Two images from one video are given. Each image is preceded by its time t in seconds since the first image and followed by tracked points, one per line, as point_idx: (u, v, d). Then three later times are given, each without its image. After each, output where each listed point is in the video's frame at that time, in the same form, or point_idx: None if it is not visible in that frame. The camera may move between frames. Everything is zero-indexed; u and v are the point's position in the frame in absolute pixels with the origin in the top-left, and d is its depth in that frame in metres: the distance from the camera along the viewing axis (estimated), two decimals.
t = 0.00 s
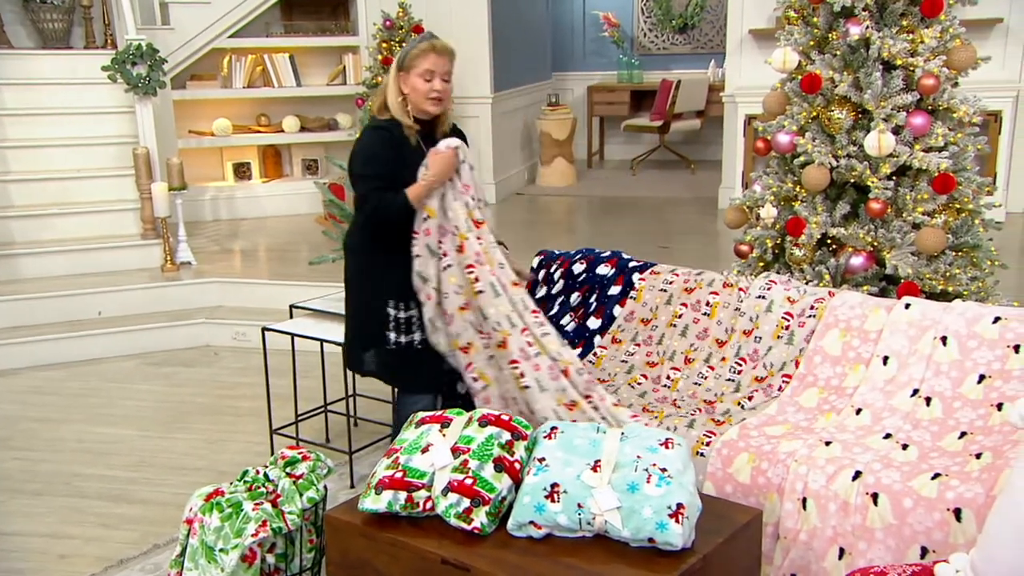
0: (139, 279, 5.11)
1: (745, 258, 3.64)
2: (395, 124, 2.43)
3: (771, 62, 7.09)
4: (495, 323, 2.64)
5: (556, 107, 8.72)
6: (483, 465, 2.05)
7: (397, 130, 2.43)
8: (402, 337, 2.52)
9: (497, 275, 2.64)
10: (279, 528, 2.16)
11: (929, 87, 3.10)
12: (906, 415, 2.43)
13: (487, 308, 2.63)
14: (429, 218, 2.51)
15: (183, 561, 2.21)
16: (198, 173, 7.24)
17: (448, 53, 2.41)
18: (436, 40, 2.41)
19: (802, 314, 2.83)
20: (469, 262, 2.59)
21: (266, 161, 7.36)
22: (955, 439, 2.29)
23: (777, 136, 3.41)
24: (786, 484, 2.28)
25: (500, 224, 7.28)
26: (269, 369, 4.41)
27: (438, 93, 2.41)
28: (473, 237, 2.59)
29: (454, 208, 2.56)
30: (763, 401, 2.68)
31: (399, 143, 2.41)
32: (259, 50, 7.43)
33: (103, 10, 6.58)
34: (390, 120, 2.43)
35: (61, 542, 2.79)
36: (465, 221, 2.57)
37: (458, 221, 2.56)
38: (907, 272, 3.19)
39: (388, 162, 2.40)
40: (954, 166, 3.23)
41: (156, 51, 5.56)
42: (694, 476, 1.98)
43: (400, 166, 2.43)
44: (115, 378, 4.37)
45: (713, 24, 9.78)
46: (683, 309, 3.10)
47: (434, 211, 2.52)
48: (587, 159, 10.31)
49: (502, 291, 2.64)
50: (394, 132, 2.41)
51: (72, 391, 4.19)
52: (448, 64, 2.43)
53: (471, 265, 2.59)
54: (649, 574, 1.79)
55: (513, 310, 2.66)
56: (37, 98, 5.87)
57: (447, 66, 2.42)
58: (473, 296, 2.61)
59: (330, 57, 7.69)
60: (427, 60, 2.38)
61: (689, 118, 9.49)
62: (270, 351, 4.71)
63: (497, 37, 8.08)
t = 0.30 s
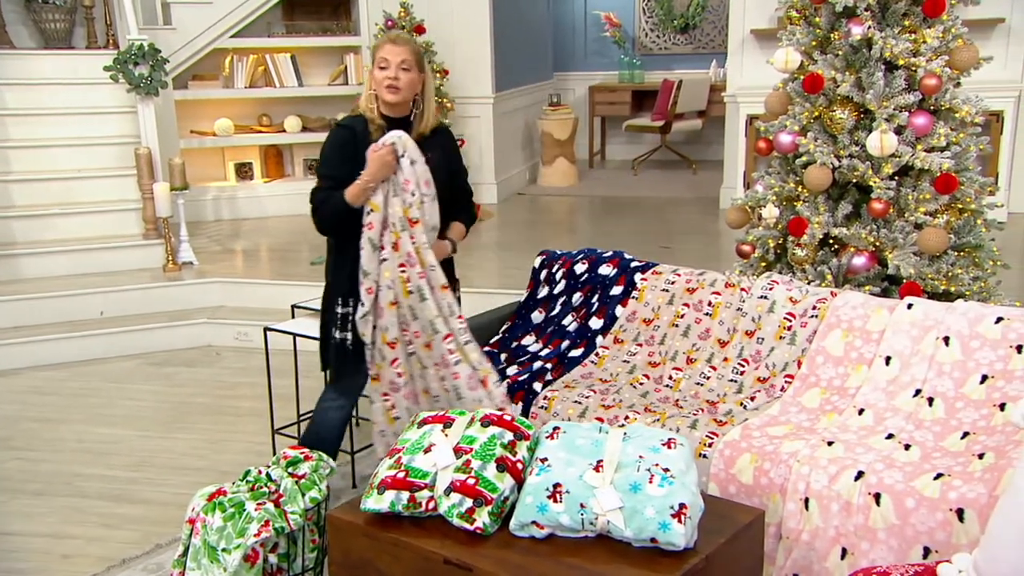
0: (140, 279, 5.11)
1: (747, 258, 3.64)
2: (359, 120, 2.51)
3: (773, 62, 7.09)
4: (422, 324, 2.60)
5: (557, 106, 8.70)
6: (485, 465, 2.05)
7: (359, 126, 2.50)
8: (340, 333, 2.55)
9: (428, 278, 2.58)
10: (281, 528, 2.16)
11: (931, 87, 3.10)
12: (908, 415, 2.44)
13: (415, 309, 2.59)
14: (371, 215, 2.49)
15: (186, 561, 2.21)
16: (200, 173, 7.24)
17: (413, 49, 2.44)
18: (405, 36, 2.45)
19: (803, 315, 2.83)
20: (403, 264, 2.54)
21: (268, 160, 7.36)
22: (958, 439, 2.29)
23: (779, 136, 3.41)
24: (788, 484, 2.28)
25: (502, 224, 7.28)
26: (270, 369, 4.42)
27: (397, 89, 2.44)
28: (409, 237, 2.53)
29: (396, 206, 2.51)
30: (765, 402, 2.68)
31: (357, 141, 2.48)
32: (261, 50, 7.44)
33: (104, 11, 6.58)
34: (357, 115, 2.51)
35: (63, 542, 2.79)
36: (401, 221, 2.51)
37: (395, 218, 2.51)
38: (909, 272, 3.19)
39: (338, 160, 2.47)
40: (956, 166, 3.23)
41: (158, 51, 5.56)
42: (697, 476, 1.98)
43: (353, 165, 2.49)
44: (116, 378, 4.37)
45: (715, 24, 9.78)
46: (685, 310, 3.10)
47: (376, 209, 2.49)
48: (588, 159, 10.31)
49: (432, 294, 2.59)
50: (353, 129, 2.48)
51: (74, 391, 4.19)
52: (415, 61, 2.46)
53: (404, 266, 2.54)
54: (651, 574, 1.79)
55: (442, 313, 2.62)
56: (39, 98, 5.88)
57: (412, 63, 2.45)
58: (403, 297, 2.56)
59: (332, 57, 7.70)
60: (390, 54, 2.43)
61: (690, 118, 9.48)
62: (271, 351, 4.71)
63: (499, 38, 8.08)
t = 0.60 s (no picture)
0: (145, 280, 5.12)
1: (753, 258, 3.64)
2: (320, 123, 2.64)
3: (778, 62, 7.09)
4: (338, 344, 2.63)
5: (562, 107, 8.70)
6: (493, 465, 2.05)
7: (319, 129, 2.63)
8: (310, 335, 2.68)
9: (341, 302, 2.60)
10: (289, 528, 2.17)
11: (939, 87, 3.10)
12: (916, 416, 2.44)
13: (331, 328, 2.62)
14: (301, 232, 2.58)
15: (194, 560, 2.22)
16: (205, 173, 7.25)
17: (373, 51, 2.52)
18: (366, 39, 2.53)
19: (810, 315, 2.82)
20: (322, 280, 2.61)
21: (272, 160, 7.36)
22: (965, 439, 2.30)
23: (785, 136, 3.40)
24: (795, 484, 2.29)
25: (506, 224, 7.29)
26: (276, 369, 4.42)
27: (354, 90, 2.52)
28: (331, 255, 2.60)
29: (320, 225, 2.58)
30: (772, 402, 2.68)
31: (312, 144, 2.61)
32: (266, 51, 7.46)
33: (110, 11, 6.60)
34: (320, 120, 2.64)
35: (70, 541, 2.79)
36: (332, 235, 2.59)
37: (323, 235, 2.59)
38: (916, 272, 3.18)
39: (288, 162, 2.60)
40: (963, 166, 3.23)
41: (164, 51, 5.57)
42: (704, 477, 1.98)
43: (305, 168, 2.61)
44: (122, 378, 4.38)
45: (720, 24, 9.78)
46: (691, 310, 3.10)
47: (301, 224, 2.58)
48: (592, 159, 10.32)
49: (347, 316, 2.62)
50: (309, 133, 2.62)
51: (80, 391, 4.20)
52: (375, 63, 2.54)
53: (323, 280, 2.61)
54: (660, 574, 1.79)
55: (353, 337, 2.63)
56: (46, 98, 5.89)
57: (372, 64, 2.53)
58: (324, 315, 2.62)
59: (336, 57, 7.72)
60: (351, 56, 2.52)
61: (695, 118, 9.48)
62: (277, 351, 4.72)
63: (503, 38, 8.09)
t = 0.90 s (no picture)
0: (155, 279, 5.13)
1: (762, 259, 3.63)
2: (279, 125, 2.65)
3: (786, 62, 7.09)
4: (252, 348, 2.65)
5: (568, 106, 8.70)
6: (504, 465, 2.05)
7: (276, 131, 2.64)
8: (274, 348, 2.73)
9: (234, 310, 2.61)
10: (301, 528, 2.17)
11: (949, 88, 3.09)
12: (927, 417, 2.44)
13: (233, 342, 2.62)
14: (207, 261, 2.58)
15: (206, 560, 2.22)
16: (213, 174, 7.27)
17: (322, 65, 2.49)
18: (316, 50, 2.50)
19: (820, 316, 2.82)
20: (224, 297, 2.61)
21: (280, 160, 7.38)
22: (977, 441, 2.30)
23: (795, 137, 3.40)
24: (806, 485, 2.29)
25: (513, 224, 7.29)
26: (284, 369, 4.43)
27: (305, 100, 2.52)
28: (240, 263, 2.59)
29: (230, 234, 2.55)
30: (783, 403, 2.68)
31: (267, 146, 2.63)
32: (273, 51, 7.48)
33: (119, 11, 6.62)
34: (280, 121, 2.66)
35: (81, 540, 2.80)
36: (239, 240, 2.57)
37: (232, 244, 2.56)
38: (927, 273, 3.18)
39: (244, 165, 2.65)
40: (973, 167, 3.22)
41: (173, 52, 5.58)
42: (716, 478, 1.98)
43: (259, 168, 2.64)
44: (131, 377, 4.39)
45: (727, 24, 9.77)
46: (701, 311, 3.09)
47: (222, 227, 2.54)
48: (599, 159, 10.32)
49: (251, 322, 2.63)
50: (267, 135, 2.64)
51: (89, 390, 4.22)
52: (324, 74, 2.51)
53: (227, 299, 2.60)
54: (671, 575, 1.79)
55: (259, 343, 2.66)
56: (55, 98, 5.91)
57: (320, 75, 2.50)
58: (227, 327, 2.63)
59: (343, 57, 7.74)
60: (299, 73, 2.50)
61: (701, 118, 9.47)
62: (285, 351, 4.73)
63: (510, 38, 8.09)
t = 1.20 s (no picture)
0: (166, 279, 5.15)
1: (775, 260, 3.63)
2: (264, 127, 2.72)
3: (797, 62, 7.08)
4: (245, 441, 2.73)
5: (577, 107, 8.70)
6: (520, 466, 2.06)
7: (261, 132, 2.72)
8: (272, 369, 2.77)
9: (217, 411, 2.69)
10: (316, 527, 2.18)
11: (963, 89, 3.09)
12: (942, 419, 2.44)
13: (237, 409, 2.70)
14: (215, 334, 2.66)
15: (221, 560, 2.23)
16: (224, 174, 7.29)
17: (283, 72, 2.48)
18: (278, 56, 2.48)
19: (834, 317, 2.81)
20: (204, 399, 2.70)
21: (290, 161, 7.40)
22: (992, 443, 2.30)
23: (807, 138, 3.39)
24: (820, 487, 2.29)
25: (521, 224, 7.30)
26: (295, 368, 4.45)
27: (272, 106, 2.54)
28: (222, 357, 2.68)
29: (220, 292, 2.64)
30: (796, 404, 2.68)
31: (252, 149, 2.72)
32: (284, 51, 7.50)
33: (130, 12, 6.65)
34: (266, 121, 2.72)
35: (95, 539, 2.81)
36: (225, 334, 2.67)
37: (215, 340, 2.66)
38: (940, 274, 3.17)
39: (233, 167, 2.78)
40: (987, 168, 3.22)
41: (185, 52, 5.59)
42: (732, 479, 1.98)
43: (246, 167, 2.75)
44: (143, 377, 4.40)
45: (736, 24, 9.76)
46: (713, 311, 3.09)
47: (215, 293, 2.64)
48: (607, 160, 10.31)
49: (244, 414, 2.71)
50: (253, 134, 2.73)
51: (102, 390, 4.23)
52: (287, 80, 2.50)
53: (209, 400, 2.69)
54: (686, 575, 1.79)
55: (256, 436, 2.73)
56: (68, 99, 5.94)
57: (283, 81, 2.50)
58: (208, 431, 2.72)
59: (353, 57, 7.75)
60: (264, 79, 2.51)
61: (710, 118, 9.46)
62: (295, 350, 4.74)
63: (520, 39, 8.10)
